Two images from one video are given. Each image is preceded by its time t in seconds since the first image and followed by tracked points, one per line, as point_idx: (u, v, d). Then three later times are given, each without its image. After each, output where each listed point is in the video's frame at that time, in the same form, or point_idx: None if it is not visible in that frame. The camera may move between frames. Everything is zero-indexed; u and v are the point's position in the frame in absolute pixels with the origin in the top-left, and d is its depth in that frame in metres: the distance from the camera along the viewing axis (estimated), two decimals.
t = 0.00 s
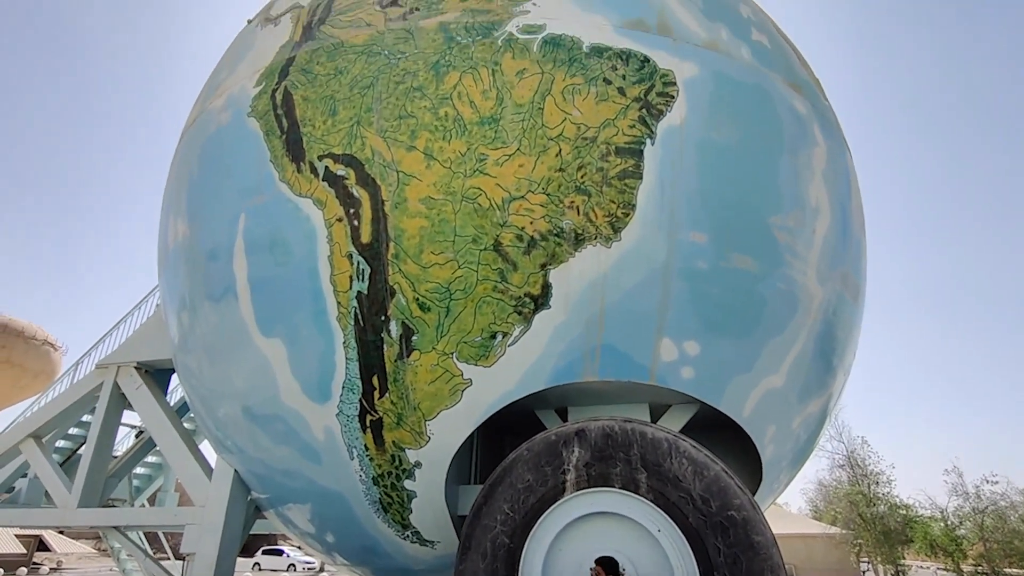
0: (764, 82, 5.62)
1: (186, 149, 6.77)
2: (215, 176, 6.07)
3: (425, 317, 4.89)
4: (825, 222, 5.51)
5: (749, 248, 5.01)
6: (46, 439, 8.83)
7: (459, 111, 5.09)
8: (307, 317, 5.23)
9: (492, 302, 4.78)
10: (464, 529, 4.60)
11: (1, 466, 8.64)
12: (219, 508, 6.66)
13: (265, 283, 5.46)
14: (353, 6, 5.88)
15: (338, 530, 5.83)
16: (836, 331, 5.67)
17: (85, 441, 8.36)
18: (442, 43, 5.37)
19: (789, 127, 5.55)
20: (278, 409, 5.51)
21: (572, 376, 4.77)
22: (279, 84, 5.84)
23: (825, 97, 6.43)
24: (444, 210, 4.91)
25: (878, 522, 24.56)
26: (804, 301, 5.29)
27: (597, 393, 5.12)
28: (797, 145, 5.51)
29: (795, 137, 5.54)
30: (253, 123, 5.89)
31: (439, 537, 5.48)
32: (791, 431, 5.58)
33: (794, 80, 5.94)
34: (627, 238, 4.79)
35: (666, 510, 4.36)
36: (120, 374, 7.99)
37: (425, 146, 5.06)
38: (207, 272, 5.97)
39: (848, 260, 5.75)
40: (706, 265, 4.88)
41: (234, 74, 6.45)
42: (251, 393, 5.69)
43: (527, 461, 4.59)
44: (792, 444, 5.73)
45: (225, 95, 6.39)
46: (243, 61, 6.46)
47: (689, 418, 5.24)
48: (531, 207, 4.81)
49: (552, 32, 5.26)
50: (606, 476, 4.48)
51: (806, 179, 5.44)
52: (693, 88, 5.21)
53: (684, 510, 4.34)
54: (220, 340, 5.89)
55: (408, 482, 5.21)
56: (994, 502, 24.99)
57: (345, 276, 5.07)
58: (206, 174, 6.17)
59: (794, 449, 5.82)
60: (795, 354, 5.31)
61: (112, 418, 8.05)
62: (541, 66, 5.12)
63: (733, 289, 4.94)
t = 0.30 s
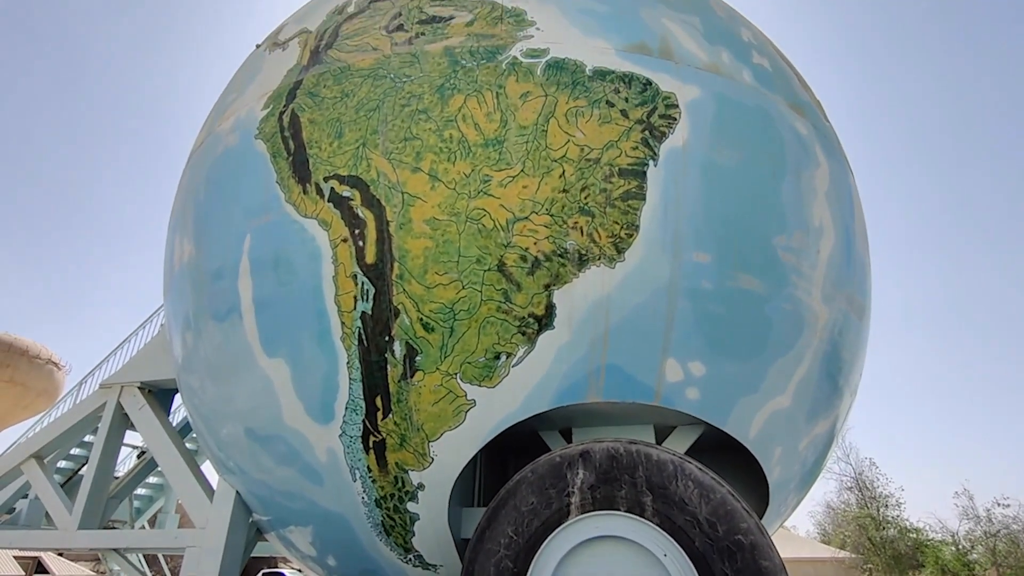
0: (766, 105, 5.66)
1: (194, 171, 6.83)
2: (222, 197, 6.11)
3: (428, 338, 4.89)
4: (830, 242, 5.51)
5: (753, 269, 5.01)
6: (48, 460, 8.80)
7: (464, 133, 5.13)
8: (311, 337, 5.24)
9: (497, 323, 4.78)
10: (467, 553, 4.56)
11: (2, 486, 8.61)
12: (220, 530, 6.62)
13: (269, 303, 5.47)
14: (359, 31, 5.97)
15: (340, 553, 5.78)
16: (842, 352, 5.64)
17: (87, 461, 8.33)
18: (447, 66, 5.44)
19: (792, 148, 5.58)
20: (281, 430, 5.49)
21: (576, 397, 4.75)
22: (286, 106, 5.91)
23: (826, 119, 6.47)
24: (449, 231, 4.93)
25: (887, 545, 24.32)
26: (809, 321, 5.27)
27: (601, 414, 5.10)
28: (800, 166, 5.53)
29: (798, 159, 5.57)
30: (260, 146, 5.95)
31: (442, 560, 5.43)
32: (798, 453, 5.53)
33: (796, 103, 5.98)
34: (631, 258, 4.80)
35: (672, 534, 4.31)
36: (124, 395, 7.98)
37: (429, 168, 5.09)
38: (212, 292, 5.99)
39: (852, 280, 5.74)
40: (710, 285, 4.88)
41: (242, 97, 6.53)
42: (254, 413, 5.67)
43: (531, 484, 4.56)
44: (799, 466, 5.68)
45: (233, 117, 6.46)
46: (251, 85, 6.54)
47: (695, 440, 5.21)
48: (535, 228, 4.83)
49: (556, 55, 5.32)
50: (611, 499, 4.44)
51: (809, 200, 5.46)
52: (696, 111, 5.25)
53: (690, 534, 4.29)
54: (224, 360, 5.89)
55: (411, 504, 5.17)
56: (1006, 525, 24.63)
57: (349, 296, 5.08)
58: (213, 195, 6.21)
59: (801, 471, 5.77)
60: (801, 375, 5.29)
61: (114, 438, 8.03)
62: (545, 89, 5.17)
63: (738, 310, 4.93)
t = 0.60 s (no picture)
0: (767, 112, 5.67)
1: (197, 179, 6.85)
2: (224, 205, 6.12)
3: (430, 345, 4.88)
4: (831, 249, 5.51)
5: (755, 276, 5.01)
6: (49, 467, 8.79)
7: (465, 140, 5.15)
8: (312, 344, 5.24)
9: (498, 330, 4.77)
10: (469, 561, 4.54)
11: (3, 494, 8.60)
12: (221, 538, 6.60)
13: (271, 311, 5.48)
14: (362, 39, 6.00)
15: (341, 561, 5.76)
16: (844, 359, 5.63)
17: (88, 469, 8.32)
18: (449, 74, 5.46)
19: (793, 156, 5.58)
20: (283, 437, 5.48)
21: (578, 405, 4.75)
22: (289, 115, 5.93)
23: (827, 126, 6.48)
24: (450, 238, 4.94)
25: (893, 554, 23.99)
26: (812, 329, 5.27)
27: (603, 421, 5.09)
28: (801, 173, 5.54)
29: (799, 166, 5.57)
30: (262, 153, 5.97)
31: (444, 569, 5.40)
32: (801, 461, 5.51)
33: (797, 110, 5.99)
34: (632, 265, 4.80)
35: (676, 543, 4.29)
36: (125, 402, 7.98)
37: (431, 175, 5.10)
38: (214, 300, 5.99)
39: (854, 287, 5.74)
40: (711, 293, 4.88)
41: (245, 106, 6.55)
42: (256, 421, 5.67)
43: (533, 492, 4.54)
44: (802, 474, 5.65)
45: (236, 125, 6.48)
46: (254, 93, 6.56)
47: (697, 448, 5.19)
48: (537, 235, 4.83)
49: (557, 63, 5.34)
50: (613, 507, 4.43)
51: (810, 207, 5.46)
52: (697, 119, 5.26)
53: (694, 543, 4.27)
54: (225, 368, 5.89)
55: (412, 512, 5.15)
56: (1012, 534, 24.44)
57: (351, 304, 5.08)
58: (216, 203, 6.23)
59: (804, 479, 5.74)
60: (803, 383, 5.27)
61: (115, 446, 8.02)
62: (547, 97, 5.19)
63: (740, 317, 4.93)
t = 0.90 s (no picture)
0: (768, 113, 5.66)
1: (198, 181, 6.85)
2: (225, 206, 6.12)
3: (431, 346, 4.88)
4: (833, 249, 5.50)
5: (757, 277, 4.99)
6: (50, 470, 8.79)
7: (466, 141, 5.14)
8: (313, 345, 5.23)
9: (499, 331, 4.77)
10: (470, 563, 4.53)
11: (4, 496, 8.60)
12: (222, 540, 6.59)
13: (271, 312, 5.48)
14: (362, 41, 6.00)
15: (342, 563, 5.74)
16: (846, 360, 5.62)
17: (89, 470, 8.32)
18: (449, 75, 5.46)
19: (794, 156, 5.57)
20: (283, 439, 5.48)
21: (579, 406, 4.74)
22: (289, 116, 5.93)
23: (829, 127, 6.47)
24: (451, 239, 4.93)
25: (897, 556, 23.99)
26: (813, 329, 5.26)
27: (604, 422, 5.08)
28: (802, 174, 5.53)
29: (800, 166, 5.56)
30: (263, 155, 5.97)
31: (445, 571, 5.39)
32: (803, 462, 5.50)
33: (798, 111, 5.98)
34: (633, 266, 4.79)
35: (677, 544, 4.28)
36: (126, 404, 7.98)
37: (432, 176, 5.10)
38: (215, 301, 5.99)
39: (856, 288, 5.73)
40: (713, 294, 4.87)
41: (246, 107, 6.55)
42: (257, 422, 5.66)
43: (534, 493, 4.54)
44: (805, 475, 5.64)
45: (237, 127, 6.48)
46: (255, 95, 6.57)
47: (699, 449, 5.18)
48: (538, 235, 4.83)
49: (557, 64, 5.34)
50: (615, 508, 4.41)
51: (811, 208, 5.45)
52: (698, 119, 5.25)
53: (696, 544, 4.26)
54: (226, 369, 5.89)
55: (413, 514, 5.14)
56: (1016, 535, 24.38)
57: (351, 305, 5.08)
58: (217, 205, 6.23)
59: (807, 480, 5.73)
60: (805, 383, 5.26)
61: (116, 448, 8.02)
62: (547, 97, 5.19)
63: (742, 318, 4.92)
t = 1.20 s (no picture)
0: (770, 102, 5.63)
1: (197, 172, 6.83)
2: (225, 197, 6.10)
3: (431, 337, 4.87)
4: (835, 239, 5.48)
5: (758, 266, 4.98)
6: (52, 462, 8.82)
7: (465, 131, 5.12)
8: (313, 336, 5.22)
9: (499, 321, 4.76)
10: (471, 554, 4.53)
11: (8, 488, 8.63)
12: (224, 531, 6.61)
13: (271, 303, 5.47)
14: (361, 30, 5.96)
15: (344, 554, 5.75)
16: (848, 350, 5.61)
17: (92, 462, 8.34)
18: (449, 65, 5.43)
19: (796, 145, 5.54)
20: (284, 430, 5.48)
21: (580, 397, 4.73)
22: (288, 107, 5.90)
23: (831, 116, 6.43)
24: (451, 230, 4.92)
25: (898, 547, 24.10)
26: (815, 319, 5.24)
27: (605, 413, 5.08)
28: (804, 163, 5.50)
29: (802, 155, 5.53)
30: (263, 145, 5.95)
31: (446, 561, 5.40)
32: (804, 452, 5.49)
33: (800, 100, 5.95)
34: (634, 256, 4.77)
35: (678, 535, 4.28)
36: (128, 396, 7.99)
37: (431, 166, 5.08)
38: (215, 293, 5.98)
39: (858, 278, 5.71)
40: (714, 284, 4.85)
41: (245, 98, 6.52)
42: (257, 413, 5.67)
43: (535, 483, 4.54)
44: (806, 466, 5.64)
45: (237, 118, 6.45)
46: (254, 86, 6.54)
47: (700, 439, 5.18)
48: (538, 226, 4.81)
49: (558, 53, 5.30)
50: (616, 498, 4.41)
51: (813, 197, 5.42)
52: (699, 108, 5.22)
53: (697, 534, 4.26)
54: (227, 361, 5.89)
55: (414, 504, 5.15)
56: (1017, 526, 24.42)
57: (352, 295, 5.07)
58: (216, 196, 6.21)
59: (808, 471, 5.73)
60: (807, 373, 5.25)
61: (118, 440, 8.03)
62: (547, 87, 5.15)
63: (743, 308, 4.90)
